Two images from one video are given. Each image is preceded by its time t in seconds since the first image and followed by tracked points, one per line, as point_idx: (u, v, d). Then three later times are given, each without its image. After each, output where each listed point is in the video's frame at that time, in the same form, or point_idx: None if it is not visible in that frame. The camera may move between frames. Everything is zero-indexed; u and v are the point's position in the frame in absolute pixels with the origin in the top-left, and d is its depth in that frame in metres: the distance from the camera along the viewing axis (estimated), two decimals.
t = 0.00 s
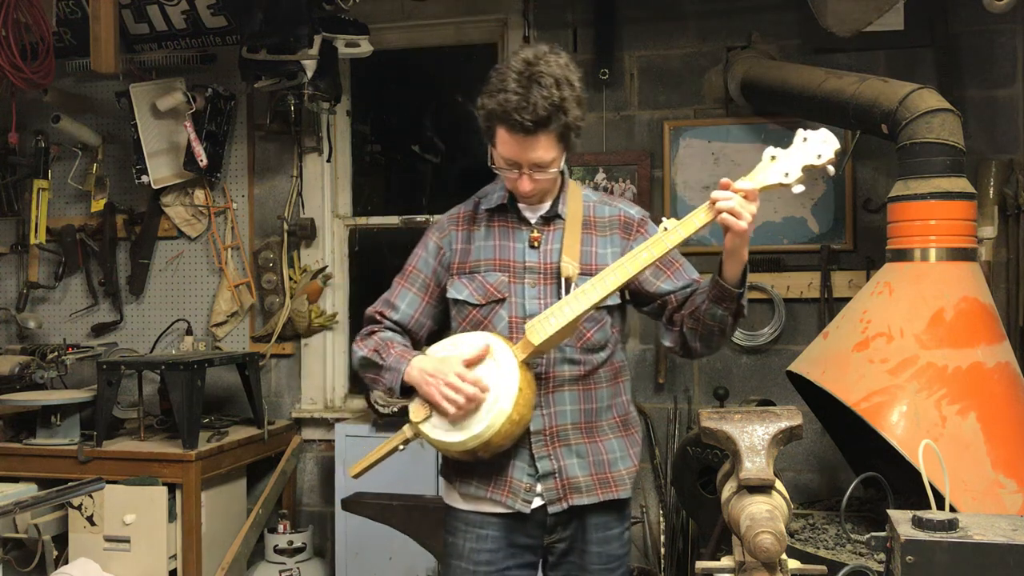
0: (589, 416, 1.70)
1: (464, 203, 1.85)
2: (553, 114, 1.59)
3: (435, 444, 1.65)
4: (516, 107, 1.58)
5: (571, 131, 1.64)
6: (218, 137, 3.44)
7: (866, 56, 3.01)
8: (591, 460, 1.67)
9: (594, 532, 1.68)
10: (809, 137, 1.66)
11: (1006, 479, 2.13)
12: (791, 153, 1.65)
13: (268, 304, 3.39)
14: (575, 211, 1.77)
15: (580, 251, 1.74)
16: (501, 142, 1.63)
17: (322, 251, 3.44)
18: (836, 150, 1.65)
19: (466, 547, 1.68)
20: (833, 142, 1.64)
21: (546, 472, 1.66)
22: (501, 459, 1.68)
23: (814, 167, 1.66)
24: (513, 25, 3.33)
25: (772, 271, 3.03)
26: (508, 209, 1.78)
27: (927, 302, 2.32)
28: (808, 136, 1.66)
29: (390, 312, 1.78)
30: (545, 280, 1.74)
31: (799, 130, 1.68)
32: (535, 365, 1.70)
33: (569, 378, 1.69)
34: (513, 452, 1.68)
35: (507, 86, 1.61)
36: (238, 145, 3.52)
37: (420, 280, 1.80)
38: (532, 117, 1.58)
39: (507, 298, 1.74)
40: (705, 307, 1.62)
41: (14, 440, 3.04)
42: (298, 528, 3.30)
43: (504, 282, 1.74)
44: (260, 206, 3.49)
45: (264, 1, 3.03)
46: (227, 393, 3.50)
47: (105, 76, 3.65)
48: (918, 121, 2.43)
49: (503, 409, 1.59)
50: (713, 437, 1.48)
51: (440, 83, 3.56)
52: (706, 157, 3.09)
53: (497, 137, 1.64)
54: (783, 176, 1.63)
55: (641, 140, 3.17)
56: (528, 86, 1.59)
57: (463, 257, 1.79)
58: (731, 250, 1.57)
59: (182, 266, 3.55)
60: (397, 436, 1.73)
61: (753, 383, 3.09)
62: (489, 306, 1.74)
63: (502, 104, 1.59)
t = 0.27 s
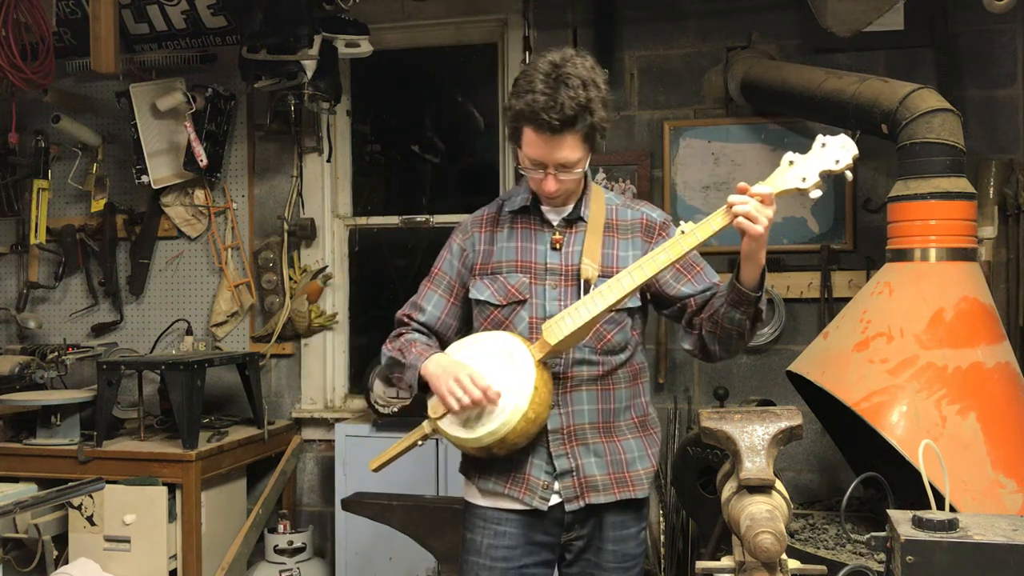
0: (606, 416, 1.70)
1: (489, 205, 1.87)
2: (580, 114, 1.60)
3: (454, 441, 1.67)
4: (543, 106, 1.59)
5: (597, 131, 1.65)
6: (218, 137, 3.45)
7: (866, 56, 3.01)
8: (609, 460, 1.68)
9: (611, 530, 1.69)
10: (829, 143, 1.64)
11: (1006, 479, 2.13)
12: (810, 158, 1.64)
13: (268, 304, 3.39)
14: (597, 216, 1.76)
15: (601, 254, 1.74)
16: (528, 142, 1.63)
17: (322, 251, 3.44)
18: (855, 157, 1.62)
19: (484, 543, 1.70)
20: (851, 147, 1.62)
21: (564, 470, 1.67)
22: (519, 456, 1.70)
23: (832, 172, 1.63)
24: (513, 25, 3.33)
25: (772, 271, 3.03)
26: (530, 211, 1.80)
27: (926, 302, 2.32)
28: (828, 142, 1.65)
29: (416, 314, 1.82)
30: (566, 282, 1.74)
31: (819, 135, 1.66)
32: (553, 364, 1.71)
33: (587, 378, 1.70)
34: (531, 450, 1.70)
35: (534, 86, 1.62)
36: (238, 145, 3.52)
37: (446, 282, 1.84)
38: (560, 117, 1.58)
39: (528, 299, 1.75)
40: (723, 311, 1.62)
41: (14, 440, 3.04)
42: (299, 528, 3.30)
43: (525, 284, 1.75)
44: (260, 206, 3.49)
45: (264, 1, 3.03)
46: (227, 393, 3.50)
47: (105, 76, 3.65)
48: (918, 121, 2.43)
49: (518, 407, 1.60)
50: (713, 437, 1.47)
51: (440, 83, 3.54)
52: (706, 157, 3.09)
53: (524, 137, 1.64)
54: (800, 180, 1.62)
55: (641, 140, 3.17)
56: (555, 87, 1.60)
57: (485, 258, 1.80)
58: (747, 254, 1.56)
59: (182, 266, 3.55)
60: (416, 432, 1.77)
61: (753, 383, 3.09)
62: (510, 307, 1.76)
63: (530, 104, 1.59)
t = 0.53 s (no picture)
0: (612, 416, 1.71)
1: (498, 206, 1.87)
2: (590, 111, 1.61)
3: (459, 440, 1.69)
4: (554, 107, 1.59)
5: (607, 127, 1.66)
6: (218, 137, 3.45)
7: (866, 56, 3.01)
8: (613, 460, 1.69)
9: (615, 528, 1.70)
10: (837, 151, 1.65)
11: (1006, 479, 2.13)
12: (818, 166, 1.65)
13: (268, 304, 3.39)
14: (605, 216, 1.77)
15: (609, 255, 1.75)
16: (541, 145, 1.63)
17: (322, 251, 3.44)
18: (864, 164, 1.63)
19: (488, 539, 1.71)
20: (861, 155, 1.63)
21: (569, 470, 1.68)
22: (525, 455, 1.71)
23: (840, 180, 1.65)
24: (513, 25, 3.33)
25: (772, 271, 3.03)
26: (538, 212, 1.80)
27: (926, 302, 2.32)
28: (837, 149, 1.65)
29: (424, 313, 1.84)
30: (574, 284, 1.75)
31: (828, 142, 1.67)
32: (559, 366, 1.72)
33: (593, 379, 1.71)
34: (537, 449, 1.71)
35: (541, 89, 1.62)
36: (238, 145, 3.52)
37: (453, 282, 1.85)
38: (572, 116, 1.59)
39: (535, 301, 1.76)
40: (730, 314, 1.62)
41: (14, 440, 3.04)
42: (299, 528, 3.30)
43: (532, 285, 1.76)
44: (260, 206, 3.49)
45: (264, 1, 3.03)
46: (227, 393, 3.50)
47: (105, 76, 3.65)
48: (918, 121, 2.43)
49: (523, 407, 1.61)
50: (713, 437, 1.47)
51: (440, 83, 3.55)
52: (706, 157, 3.09)
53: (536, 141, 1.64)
54: (809, 189, 1.63)
55: (641, 140, 3.18)
56: (562, 87, 1.61)
57: (493, 259, 1.81)
58: (755, 261, 1.56)
59: (182, 266, 3.55)
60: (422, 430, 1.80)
61: (754, 383, 3.09)
62: (517, 308, 1.77)
63: (541, 107, 1.60)
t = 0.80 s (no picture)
0: (608, 417, 1.71)
1: (489, 208, 1.87)
2: (584, 113, 1.60)
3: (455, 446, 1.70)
4: (551, 118, 1.58)
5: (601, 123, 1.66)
6: (218, 137, 3.45)
7: (866, 56, 3.01)
8: (611, 460, 1.69)
9: (613, 527, 1.69)
10: (831, 153, 1.65)
11: (1006, 479, 2.13)
12: (812, 169, 1.65)
13: (268, 304, 3.39)
14: (597, 217, 1.77)
15: (602, 256, 1.75)
16: (544, 154, 1.62)
17: (322, 251, 3.44)
18: (858, 167, 1.64)
19: (486, 540, 1.71)
20: (855, 158, 1.63)
21: (567, 472, 1.68)
22: (522, 458, 1.71)
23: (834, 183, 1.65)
24: (512, 25, 3.33)
25: (772, 271, 3.03)
26: (531, 216, 1.80)
27: (926, 302, 2.32)
28: (831, 152, 1.66)
29: (416, 317, 1.85)
30: (568, 287, 1.75)
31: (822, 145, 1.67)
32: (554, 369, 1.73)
33: (589, 380, 1.71)
34: (533, 451, 1.71)
35: (531, 104, 1.60)
36: (238, 145, 3.52)
37: (446, 286, 1.85)
38: (570, 122, 1.58)
39: (530, 305, 1.78)
40: (724, 315, 1.62)
41: (14, 440, 3.05)
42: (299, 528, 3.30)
43: (527, 289, 1.77)
44: (260, 206, 3.49)
45: (264, 1, 3.03)
46: (227, 393, 3.50)
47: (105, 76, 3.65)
48: (918, 121, 2.43)
49: (520, 415, 1.62)
50: (714, 437, 1.47)
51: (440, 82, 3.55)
52: (706, 157, 3.09)
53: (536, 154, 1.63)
54: (803, 193, 1.64)
55: (641, 140, 3.18)
56: (550, 96, 1.60)
57: (487, 264, 1.82)
58: (750, 264, 1.56)
59: (182, 266, 3.55)
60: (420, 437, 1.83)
61: (754, 383, 3.09)
62: (512, 312, 1.78)
63: (537, 121, 1.59)
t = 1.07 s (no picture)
0: (589, 417, 1.72)
1: (461, 210, 1.87)
2: (558, 126, 1.59)
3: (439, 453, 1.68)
4: (524, 130, 1.57)
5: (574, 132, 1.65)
6: (218, 137, 3.45)
7: (866, 56, 3.01)
8: (592, 460, 1.70)
9: (596, 527, 1.69)
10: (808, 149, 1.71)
11: (1006, 479, 2.13)
12: (790, 164, 1.70)
13: (268, 304, 3.39)
14: (571, 215, 1.78)
15: (578, 254, 1.77)
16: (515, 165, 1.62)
17: (322, 251, 3.44)
18: (833, 161, 1.71)
19: (467, 545, 1.72)
20: (832, 153, 1.70)
21: (550, 473, 1.68)
22: (504, 461, 1.71)
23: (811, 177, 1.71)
24: (512, 25, 3.32)
25: (772, 271, 3.03)
26: (505, 218, 1.81)
27: (927, 302, 2.32)
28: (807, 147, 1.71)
29: (391, 323, 1.82)
30: (546, 288, 1.77)
31: (798, 140, 1.72)
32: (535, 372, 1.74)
33: (569, 381, 1.72)
34: (515, 454, 1.71)
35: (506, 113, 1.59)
36: (238, 145, 3.52)
37: (420, 290, 1.83)
38: (543, 135, 1.57)
39: (508, 308, 1.78)
40: (703, 311, 1.64)
41: (14, 440, 3.05)
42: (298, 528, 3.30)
43: (504, 291, 1.78)
44: (260, 206, 3.49)
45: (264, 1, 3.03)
46: (227, 393, 3.50)
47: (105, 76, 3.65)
48: (918, 121, 2.43)
49: (506, 419, 1.61)
50: (713, 437, 1.47)
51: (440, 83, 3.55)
52: (706, 157, 3.09)
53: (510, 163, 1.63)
54: (782, 188, 1.68)
55: (641, 140, 3.18)
56: (526, 105, 1.58)
57: (462, 267, 1.82)
58: (729, 260, 1.58)
59: (182, 266, 3.55)
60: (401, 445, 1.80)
61: (753, 383, 3.09)
62: (490, 315, 1.78)
63: (510, 131, 1.58)
